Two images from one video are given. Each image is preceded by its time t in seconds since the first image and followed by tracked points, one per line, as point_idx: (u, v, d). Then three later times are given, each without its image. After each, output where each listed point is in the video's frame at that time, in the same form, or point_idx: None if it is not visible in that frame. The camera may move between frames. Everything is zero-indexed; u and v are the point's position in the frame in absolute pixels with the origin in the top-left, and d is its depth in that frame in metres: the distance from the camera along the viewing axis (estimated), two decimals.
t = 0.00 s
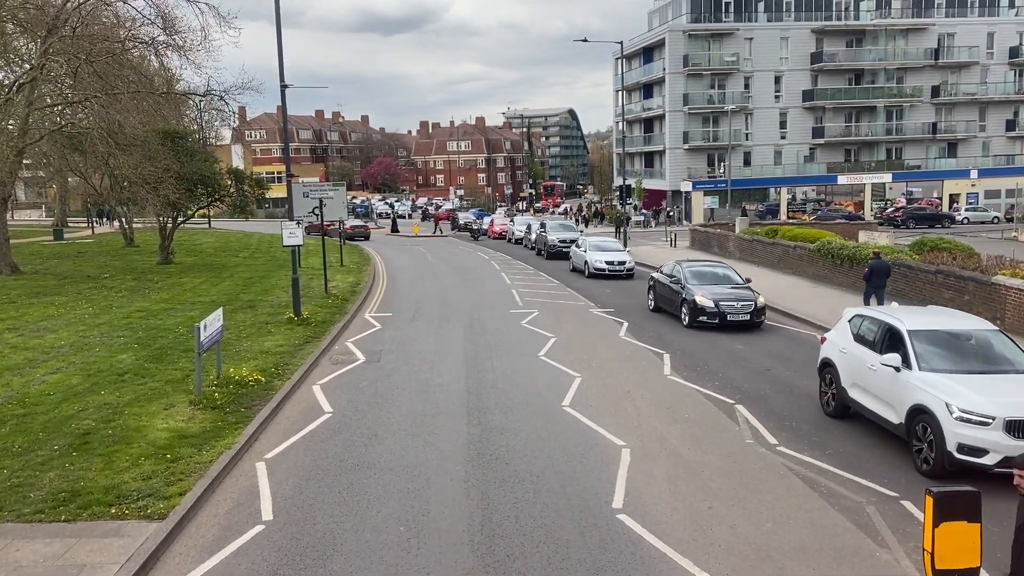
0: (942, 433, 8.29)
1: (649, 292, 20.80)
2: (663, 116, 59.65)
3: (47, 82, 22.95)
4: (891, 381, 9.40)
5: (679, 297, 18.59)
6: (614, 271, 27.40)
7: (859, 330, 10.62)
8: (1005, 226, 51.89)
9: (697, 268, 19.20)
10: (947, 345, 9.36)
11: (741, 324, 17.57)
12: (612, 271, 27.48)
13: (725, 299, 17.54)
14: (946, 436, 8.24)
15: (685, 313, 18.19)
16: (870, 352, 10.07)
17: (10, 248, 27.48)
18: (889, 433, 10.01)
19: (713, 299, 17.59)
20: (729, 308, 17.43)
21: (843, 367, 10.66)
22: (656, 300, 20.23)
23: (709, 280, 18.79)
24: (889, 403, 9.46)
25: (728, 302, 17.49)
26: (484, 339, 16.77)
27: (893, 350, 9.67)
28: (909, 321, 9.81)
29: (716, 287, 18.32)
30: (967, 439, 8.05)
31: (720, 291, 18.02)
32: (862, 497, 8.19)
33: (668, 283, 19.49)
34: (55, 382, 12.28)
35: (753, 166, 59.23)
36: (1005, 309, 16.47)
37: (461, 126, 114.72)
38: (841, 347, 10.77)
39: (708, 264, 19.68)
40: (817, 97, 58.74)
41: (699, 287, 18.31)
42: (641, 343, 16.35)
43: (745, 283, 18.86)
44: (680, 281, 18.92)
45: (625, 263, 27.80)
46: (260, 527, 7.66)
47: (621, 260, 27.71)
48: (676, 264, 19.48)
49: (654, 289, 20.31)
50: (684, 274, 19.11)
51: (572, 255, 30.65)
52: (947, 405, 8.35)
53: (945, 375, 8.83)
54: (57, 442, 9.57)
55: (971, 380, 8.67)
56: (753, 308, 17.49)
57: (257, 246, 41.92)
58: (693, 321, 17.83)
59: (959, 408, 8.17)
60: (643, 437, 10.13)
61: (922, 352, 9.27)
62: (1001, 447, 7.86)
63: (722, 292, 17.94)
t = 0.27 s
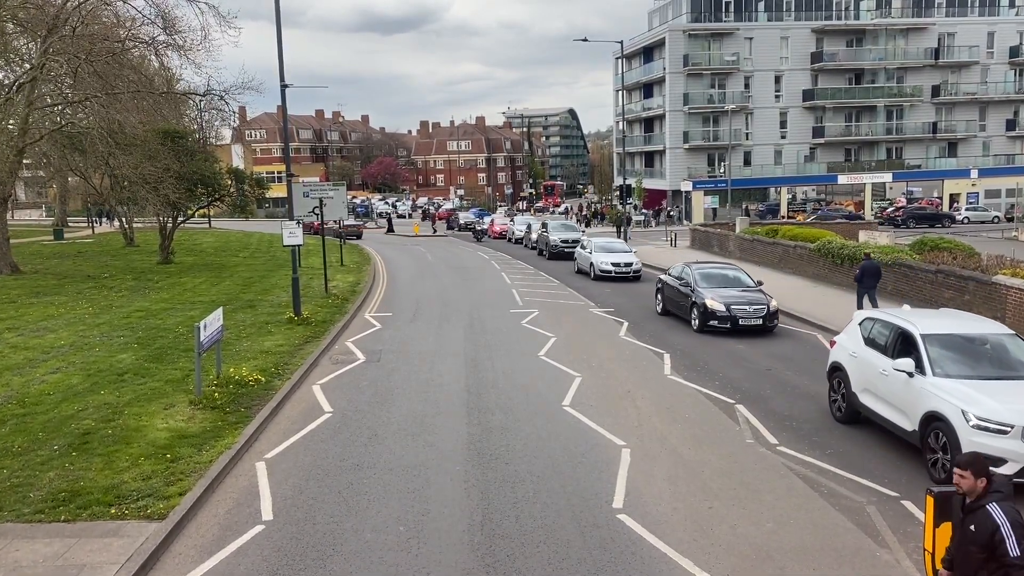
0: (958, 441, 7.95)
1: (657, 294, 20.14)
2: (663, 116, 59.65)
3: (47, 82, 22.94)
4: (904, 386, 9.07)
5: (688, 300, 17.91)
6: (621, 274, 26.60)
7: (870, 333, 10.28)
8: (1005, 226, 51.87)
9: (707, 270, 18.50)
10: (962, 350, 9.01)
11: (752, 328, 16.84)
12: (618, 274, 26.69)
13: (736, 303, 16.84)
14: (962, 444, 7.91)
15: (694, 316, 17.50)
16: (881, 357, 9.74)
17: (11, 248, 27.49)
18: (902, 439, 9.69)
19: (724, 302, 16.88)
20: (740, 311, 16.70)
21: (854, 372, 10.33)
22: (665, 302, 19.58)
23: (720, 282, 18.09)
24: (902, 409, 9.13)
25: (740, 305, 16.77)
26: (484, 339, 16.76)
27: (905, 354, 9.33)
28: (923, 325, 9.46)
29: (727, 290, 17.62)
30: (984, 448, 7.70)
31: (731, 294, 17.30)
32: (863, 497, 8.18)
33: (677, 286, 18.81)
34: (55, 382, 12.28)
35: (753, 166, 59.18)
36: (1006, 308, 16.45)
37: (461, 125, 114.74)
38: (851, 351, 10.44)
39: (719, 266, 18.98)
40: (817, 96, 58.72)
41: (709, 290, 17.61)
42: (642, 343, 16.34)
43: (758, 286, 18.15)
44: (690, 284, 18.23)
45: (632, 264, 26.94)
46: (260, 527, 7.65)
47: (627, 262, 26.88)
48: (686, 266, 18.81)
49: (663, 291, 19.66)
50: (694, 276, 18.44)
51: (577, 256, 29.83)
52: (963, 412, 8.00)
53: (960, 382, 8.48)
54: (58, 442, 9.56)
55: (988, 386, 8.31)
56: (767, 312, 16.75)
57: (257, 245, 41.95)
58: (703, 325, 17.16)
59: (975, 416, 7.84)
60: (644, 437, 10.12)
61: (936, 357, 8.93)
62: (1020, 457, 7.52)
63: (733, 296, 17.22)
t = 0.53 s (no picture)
0: (972, 450, 7.73)
1: (665, 298, 19.58)
2: (663, 116, 59.66)
3: (46, 81, 22.92)
4: (915, 391, 8.84)
5: (697, 304, 17.37)
6: (627, 276, 25.82)
7: (879, 337, 10.04)
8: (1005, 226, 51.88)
9: (716, 273, 17.96)
10: (975, 353, 8.76)
11: (763, 333, 16.32)
12: (625, 276, 25.92)
13: (747, 307, 16.28)
14: (976, 452, 7.70)
15: (703, 321, 16.97)
16: (891, 361, 9.50)
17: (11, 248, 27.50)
18: (912, 445, 9.48)
19: (734, 306, 16.32)
20: (751, 316, 16.19)
21: (862, 376, 10.09)
22: (673, 307, 19.00)
23: (729, 286, 17.56)
24: (913, 415, 8.88)
25: (751, 310, 16.25)
26: (484, 339, 16.74)
27: (916, 358, 9.10)
28: (933, 328, 9.22)
29: (736, 294, 17.09)
30: (999, 457, 7.48)
31: (741, 298, 16.77)
32: (862, 497, 8.19)
33: (685, 289, 18.27)
34: (55, 382, 12.27)
35: (753, 166, 59.17)
36: (1006, 308, 16.45)
37: (461, 126, 114.78)
38: (860, 355, 10.20)
39: (728, 268, 18.44)
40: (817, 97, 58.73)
41: (719, 294, 17.05)
42: (641, 343, 16.36)
43: (769, 290, 17.54)
44: (698, 287, 17.71)
45: (639, 267, 26.12)
46: (260, 527, 7.65)
47: (634, 264, 26.05)
48: (695, 268, 18.27)
49: (672, 295, 19.08)
50: (703, 279, 17.89)
51: (581, 259, 29.01)
52: (978, 419, 7.78)
53: (973, 388, 8.25)
54: (57, 442, 9.56)
55: (1003, 393, 8.08)
56: (778, 317, 16.23)
57: (257, 245, 41.95)
58: (713, 330, 16.60)
59: (989, 423, 7.62)
60: (643, 437, 10.13)
61: (948, 361, 8.70)
62: None
63: (744, 300, 16.65)
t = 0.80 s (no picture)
0: (984, 458, 7.55)
1: (672, 302, 19.03)
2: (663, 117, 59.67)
3: (47, 82, 22.90)
4: (924, 397, 8.66)
5: (707, 308, 16.81)
6: (635, 279, 25.07)
7: (887, 340, 9.83)
8: (1005, 226, 51.92)
9: (726, 277, 17.42)
10: (987, 357, 8.56)
11: (775, 339, 15.79)
12: (632, 279, 25.17)
13: (758, 313, 15.74)
14: (988, 459, 7.52)
15: (712, 327, 16.44)
16: (900, 365, 9.31)
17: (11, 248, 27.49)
18: (922, 451, 9.28)
19: (744, 312, 15.78)
20: (762, 321, 15.67)
21: (870, 380, 9.89)
22: (680, 311, 18.45)
23: (739, 290, 17.02)
24: (922, 420, 8.69)
25: (762, 315, 15.72)
26: (485, 340, 16.75)
27: (925, 363, 8.91)
28: (943, 332, 9.02)
29: (746, 298, 16.55)
30: (1012, 464, 7.30)
31: (752, 302, 16.25)
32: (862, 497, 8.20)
33: (694, 293, 17.71)
34: (55, 382, 12.28)
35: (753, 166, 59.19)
36: (1006, 308, 16.46)
37: (461, 126, 114.82)
38: (867, 359, 10.01)
39: (738, 271, 17.89)
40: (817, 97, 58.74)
41: (729, 298, 16.49)
42: (641, 343, 16.39)
43: (780, 294, 17.02)
44: (707, 291, 17.14)
45: (647, 270, 25.41)
46: (260, 527, 7.66)
47: (641, 267, 25.34)
48: (703, 271, 17.72)
49: (679, 298, 18.53)
50: (713, 282, 17.32)
51: (586, 261, 28.31)
52: (991, 426, 7.60)
53: (985, 393, 8.06)
54: (57, 443, 9.57)
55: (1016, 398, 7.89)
56: (790, 322, 15.71)
57: (257, 245, 41.98)
58: (723, 336, 16.05)
59: (1002, 429, 7.44)
60: (643, 437, 10.14)
61: (958, 366, 8.51)
62: None
63: (755, 305, 16.11)
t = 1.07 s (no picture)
0: (995, 464, 7.34)
1: (681, 305, 18.48)
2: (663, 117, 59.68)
3: (47, 82, 22.86)
4: (933, 401, 8.47)
5: (716, 313, 16.25)
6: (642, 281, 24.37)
7: (894, 343, 9.65)
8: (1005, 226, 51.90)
9: (736, 279, 16.86)
10: (997, 361, 8.36)
11: (787, 345, 15.21)
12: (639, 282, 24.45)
13: (769, 318, 15.17)
14: (998, 466, 7.31)
15: (722, 332, 15.88)
16: (908, 369, 9.12)
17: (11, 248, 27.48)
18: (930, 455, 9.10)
19: (755, 317, 15.21)
20: (773, 327, 15.11)
21: (877, 384, 9.70)
22: (689, 315, 17.90)
23: (750, 293, 16.44)
24: (932, 425, 8.50)
25: (774, 320, 15.17)
26: (484, 340, 16.74)
27: (933, 366, 8.72)
28: (952, 335, 8.82)
29: (758, 302, 15.99)
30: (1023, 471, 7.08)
31: (763, 307, 15.69)
32: (861, 498, 8.20)
33: (702, 296, 17.16)
34: (55, 383, 12.28)
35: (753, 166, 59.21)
36: (1005, 309, 16.47)
37: (461, 126, 114.84)
38: (874, 362, 9.82)
39: (749, 274, 17.32)
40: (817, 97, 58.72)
41: (739, 302, 15.92)
42: (641, 343, 16.41)
43: (792, 298, 16.42)
44: (716, 295, 16.56)
45: (654, 272, 24.70)
46: (261, 527, 7.66)
47: (648, 270, 24.64)
48: (712, 275, 17.16)
49: (688, 302, 17.99)
50: (722, 286, 16.76)
51: (591, 263, 27.59)
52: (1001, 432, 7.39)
53: (996, 397, 7.86)
54: (57, 443, 9.57)
55: None
56: (803, 327, 15.14)
57: (257, 245, 41.98)
58: (733, 342, 15.48)
59: (1013, 435, 7.23)
60: (643, 438, 10.13)
61: (968, 369, 8.32)
62: None
63: (767, 309, 15.53)
